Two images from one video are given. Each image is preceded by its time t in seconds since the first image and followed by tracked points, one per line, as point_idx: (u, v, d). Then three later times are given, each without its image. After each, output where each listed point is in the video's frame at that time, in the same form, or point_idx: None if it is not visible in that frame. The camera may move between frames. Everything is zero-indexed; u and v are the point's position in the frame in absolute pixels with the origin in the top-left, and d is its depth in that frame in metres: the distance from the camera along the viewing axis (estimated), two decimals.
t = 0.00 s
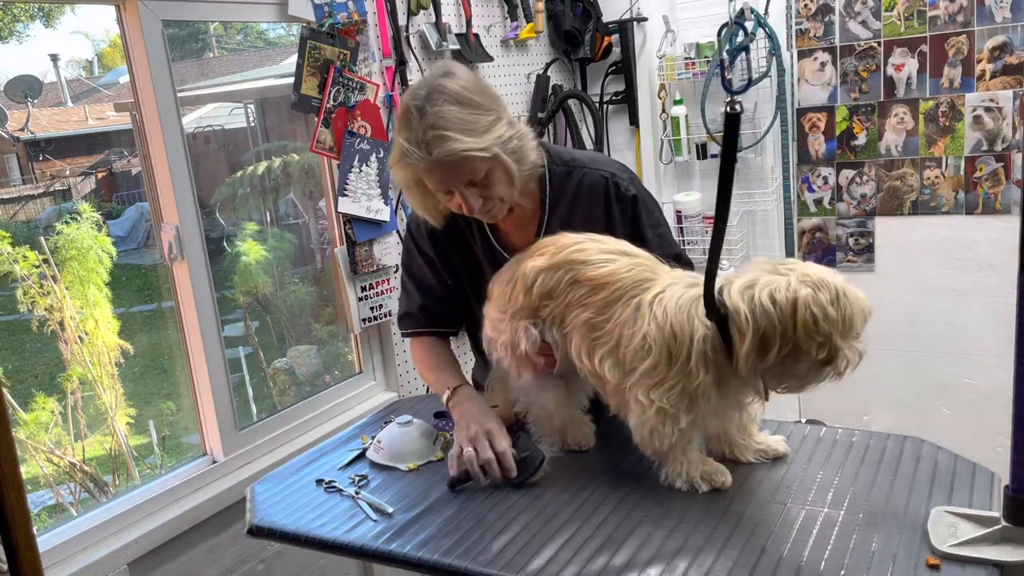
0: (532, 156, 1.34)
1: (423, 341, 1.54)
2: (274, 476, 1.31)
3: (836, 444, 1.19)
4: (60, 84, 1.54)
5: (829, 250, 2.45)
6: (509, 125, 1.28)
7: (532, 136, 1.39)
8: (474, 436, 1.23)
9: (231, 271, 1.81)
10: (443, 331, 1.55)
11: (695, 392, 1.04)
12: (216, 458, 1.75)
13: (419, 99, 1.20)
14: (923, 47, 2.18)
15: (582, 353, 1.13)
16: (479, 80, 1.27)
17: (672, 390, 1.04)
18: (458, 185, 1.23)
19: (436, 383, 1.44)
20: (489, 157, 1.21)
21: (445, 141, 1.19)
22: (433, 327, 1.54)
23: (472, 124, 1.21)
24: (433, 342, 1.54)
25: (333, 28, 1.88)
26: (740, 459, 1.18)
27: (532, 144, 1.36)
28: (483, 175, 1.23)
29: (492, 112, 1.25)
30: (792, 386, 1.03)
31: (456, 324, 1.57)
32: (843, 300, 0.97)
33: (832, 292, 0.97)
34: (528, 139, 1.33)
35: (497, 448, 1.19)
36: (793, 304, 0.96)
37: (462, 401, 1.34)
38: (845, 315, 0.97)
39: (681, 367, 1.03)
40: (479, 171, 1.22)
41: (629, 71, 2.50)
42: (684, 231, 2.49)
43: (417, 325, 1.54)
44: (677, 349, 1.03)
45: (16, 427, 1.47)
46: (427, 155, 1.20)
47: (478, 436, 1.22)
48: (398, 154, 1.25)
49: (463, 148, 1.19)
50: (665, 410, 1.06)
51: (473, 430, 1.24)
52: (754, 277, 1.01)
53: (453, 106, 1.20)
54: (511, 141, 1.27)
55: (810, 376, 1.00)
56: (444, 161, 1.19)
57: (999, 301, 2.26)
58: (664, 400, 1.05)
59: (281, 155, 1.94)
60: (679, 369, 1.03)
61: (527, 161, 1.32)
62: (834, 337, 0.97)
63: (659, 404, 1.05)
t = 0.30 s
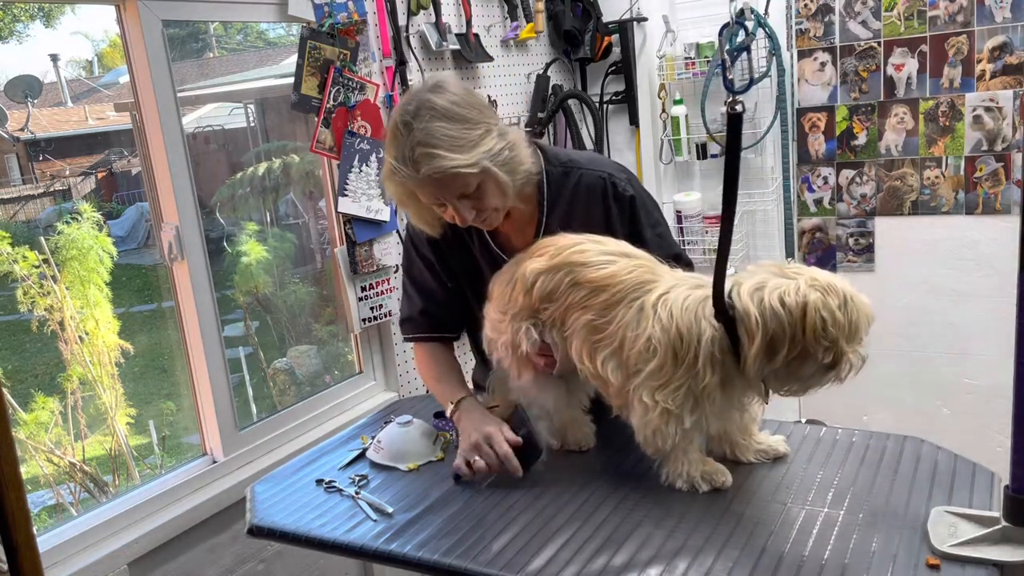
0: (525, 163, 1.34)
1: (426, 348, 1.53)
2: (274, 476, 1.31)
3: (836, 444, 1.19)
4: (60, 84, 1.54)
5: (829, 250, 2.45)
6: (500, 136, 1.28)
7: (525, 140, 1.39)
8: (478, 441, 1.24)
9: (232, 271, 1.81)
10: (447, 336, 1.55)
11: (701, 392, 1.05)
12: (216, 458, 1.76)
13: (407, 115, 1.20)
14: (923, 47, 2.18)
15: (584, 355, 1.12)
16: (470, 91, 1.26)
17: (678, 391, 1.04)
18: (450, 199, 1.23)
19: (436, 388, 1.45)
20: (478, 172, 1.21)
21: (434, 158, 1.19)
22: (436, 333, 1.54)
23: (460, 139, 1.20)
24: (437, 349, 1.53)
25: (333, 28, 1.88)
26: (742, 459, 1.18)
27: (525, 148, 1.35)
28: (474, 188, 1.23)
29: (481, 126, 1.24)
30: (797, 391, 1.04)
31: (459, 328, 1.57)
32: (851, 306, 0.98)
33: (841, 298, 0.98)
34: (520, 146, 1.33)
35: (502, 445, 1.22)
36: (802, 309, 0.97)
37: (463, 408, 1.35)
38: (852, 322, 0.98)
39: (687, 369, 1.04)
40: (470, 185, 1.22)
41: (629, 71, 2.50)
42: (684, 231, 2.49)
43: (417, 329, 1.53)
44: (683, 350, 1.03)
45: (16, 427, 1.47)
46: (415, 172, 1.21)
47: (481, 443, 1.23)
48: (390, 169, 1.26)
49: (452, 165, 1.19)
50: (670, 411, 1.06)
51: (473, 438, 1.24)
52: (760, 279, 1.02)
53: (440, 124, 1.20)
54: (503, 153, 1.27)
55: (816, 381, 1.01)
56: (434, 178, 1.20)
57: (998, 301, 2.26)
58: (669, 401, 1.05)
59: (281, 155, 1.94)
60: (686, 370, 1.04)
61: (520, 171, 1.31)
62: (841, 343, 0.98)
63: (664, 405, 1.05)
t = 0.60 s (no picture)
0: (524, 168, 1.33)
1: (415, 345, 1.55)
2: (274, 476, 1.31)
3: (836, 444, 1.19)
4: (60, 84, 1.54)
5: (828, 250, 2.45)
6: (497, 142, 1.27)
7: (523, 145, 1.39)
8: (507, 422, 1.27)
9: (231, 271, 1.81)
10: (443, 336, 1.56)
11: (704, 393, 1.05)
12: (216, 458, 1.76)
13: (404, 123, 1.21)
14: (923, 47, 2.18)
15: (584, 356, 1.12)
16: (467, 97, 1.26)
17: (682, 392, 1.05)
18: (449, 206, 1.24)
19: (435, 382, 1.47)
20: (477, 178, 1.21)
21: (431, 166, 1.19)
22: (426, 332, 1.55)
23: (457, 147, 1.20)
24: (428, 345, 1.55)
25: (333, 28, 1.88)
26: (742, 459, 1.17)
27: (523, 152, 1.35)
28: (472, 195, 1.23)
29: (479, 133, 1.24)
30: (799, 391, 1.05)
31: (454, 330, 1.57)
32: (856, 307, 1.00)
33: (848, 299, 0.99)
34: (517, 152, 1.32)
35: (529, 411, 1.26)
36: (823, 310, 0.98)
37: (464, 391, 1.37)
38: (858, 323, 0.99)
39: (691, 370, 1.04)
40: (468, 191, 1.22)
41: (629, 71, 2.50)
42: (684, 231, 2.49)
43: (410, 330, 1.54)
44: (688, 352, 1.03)
45: (16, 427, 1.47)
46: (413, 181, 1.21)
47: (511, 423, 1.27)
48: (388, 178, 1.26)
49: (449, 173, 1.19)
50: (673, 412, 1.06)
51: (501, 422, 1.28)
52: (770, 281, 1.02)
53: (437, 131, 1.20)
54: (501, 159, 1.26)
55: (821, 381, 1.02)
56: (432, 185, 1.20)
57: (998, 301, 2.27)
58: (673, 402, 1.05)
59: (281, 155, 1.94)
60: (689, 371, 1.04)
61: (519, 176, 1.30)
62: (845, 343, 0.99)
63: (667, 406, 1.06)
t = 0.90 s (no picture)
0: (522, 172, 1.32)
1: (408, 346, 1.54)
2: (274, 476, 1.31)
3: (836, 444, 1.19)
4: (60, 84, 1.54)
5: (828, 250, 2.45)
6: (495, 146, 1.27)
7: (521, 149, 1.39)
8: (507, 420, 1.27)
9: (231, 271, 1.81)
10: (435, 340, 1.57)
11: (708, 392, 1.06)
12: (216, 458, 1.76)
13: (402, 130, 1.21)
14: (923, 47, 2.18)
15: (583, 358, 1.12)
16: (464, 102, 1.26)
17: (686, 392, 1.05)
18: (449, 212, 1.24)
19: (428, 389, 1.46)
20: (475, 183, 1.21)
21: (430, 172, 1.19)
22: (422, 333, 1.55)
23: (455, 152, 1.21)
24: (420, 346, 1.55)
25: (333, 28, 1.88)
26: (743, 459, 1.17)
27: (522, 155, 1.35)
28: (472, 200, 1.24)
29: (476, 138, 1.24)
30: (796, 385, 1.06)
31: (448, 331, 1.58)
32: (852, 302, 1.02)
33: (846, 295, 1.01)
34: (516, 155, 1.32)
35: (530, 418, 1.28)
36: (826, 307, 1.00)
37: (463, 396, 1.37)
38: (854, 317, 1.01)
39: (693, 368, 1.04)
40: (468, 194, 1.22)
41: (629, 71, 2.50)
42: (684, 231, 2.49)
43: (406, 328, 1.54)
44: (691, 351, 1.03)
45: (16, 427, 1.47)
46: (414, 188, 1.21)
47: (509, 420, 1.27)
48: (387, 185, 1.26)
49: (448, 178, 1.19)
50: (676, 411, 1.06)
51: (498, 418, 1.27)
52: (770, 283, 1.03)
53: (435, 137, 1.20)
54: (499, 163, 1.26)
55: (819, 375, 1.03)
56: (430, 192, 1.20)
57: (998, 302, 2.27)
58: (678, 401, 1.05)
59: (281, 155, 1.94)
60: (691, 370, 1.04)
61: (519, 180, 1.31)
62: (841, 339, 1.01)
63: (672, 406, 1.06)
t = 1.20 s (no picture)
0: (522, 171, 1.32)
1: (401, 343, 1.53)
2: (274, 476, 1.31)
3: (836, 444, 1.19)
4: (60, 84, 1.54)
5: (828, 250, 2.45)
6: (495, 144, 1.27)
7: (521, 148, 1.39)
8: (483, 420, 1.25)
9: (231, 271, 1.81)
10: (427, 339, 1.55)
11: (708, 392, 1.06)
12: (216, 458, 1.76)
13: (402, 126, 1.21)
14: (923, 47, 2.18)
15: (581, 360, 1.12)
16: (464, 100, 1.26)
17: (686, 393, 1.05)
18: (448, 209, 1.24)
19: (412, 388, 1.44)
20: (475, 180, 1.21)
21: (431, 169, 1.19)
22: (416, 331, 1.54)
23: (455, 149, 1.21)
24: (411, 344, 1.54)
25: (333, 28, 1.88)
26: (743, 459, 1.17)
27: (522, 154, 1.35)
28: (471, 197, 1.24)
29: (476, 135, 1.24)
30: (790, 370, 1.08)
31: (444, 328, 1.58)
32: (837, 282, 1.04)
33: (833, 277, 1.03)
34: (516, 154, 1.32)
35: (507, 418, 1.25)
36: (819, 288, 1.02)
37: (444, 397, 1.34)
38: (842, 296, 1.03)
39: (692, 368, 1.04)
40: (468, 193, 1.23)
41: (629, 71, 2.50)
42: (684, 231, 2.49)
43: (403, 326, 1.54)
44: (689, 351, 1.04)
45: (16, 427, 1.47)
46: (414, 185, 1.21)
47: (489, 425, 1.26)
48: (387, 182, 1.26)
49: (448, 175, 1.19)
50: (677, 411, 1.06)
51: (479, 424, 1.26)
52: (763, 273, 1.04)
53: (435, 134, 1.20)
54: (499, 160, 1.26)
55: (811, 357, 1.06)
56: (430, 188, 1.20)
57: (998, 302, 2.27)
58: (679, 402, 1.06)
59: (281, 155, 1.94)
60: (690, 372, 1.05)
61: (518, 178, 1.31)
62: (829, 319, 1.04)
63: (673, 407, 1.06)
